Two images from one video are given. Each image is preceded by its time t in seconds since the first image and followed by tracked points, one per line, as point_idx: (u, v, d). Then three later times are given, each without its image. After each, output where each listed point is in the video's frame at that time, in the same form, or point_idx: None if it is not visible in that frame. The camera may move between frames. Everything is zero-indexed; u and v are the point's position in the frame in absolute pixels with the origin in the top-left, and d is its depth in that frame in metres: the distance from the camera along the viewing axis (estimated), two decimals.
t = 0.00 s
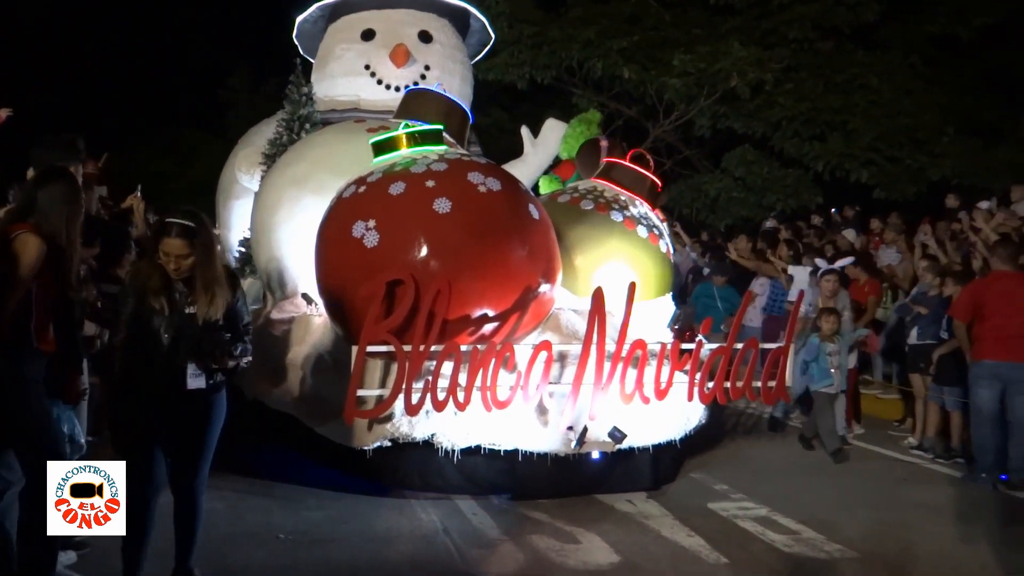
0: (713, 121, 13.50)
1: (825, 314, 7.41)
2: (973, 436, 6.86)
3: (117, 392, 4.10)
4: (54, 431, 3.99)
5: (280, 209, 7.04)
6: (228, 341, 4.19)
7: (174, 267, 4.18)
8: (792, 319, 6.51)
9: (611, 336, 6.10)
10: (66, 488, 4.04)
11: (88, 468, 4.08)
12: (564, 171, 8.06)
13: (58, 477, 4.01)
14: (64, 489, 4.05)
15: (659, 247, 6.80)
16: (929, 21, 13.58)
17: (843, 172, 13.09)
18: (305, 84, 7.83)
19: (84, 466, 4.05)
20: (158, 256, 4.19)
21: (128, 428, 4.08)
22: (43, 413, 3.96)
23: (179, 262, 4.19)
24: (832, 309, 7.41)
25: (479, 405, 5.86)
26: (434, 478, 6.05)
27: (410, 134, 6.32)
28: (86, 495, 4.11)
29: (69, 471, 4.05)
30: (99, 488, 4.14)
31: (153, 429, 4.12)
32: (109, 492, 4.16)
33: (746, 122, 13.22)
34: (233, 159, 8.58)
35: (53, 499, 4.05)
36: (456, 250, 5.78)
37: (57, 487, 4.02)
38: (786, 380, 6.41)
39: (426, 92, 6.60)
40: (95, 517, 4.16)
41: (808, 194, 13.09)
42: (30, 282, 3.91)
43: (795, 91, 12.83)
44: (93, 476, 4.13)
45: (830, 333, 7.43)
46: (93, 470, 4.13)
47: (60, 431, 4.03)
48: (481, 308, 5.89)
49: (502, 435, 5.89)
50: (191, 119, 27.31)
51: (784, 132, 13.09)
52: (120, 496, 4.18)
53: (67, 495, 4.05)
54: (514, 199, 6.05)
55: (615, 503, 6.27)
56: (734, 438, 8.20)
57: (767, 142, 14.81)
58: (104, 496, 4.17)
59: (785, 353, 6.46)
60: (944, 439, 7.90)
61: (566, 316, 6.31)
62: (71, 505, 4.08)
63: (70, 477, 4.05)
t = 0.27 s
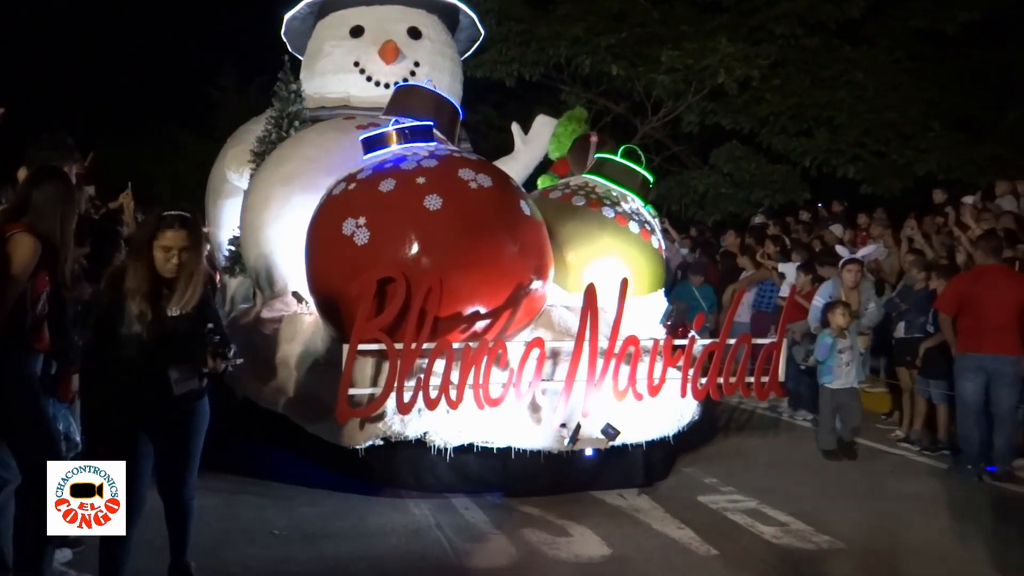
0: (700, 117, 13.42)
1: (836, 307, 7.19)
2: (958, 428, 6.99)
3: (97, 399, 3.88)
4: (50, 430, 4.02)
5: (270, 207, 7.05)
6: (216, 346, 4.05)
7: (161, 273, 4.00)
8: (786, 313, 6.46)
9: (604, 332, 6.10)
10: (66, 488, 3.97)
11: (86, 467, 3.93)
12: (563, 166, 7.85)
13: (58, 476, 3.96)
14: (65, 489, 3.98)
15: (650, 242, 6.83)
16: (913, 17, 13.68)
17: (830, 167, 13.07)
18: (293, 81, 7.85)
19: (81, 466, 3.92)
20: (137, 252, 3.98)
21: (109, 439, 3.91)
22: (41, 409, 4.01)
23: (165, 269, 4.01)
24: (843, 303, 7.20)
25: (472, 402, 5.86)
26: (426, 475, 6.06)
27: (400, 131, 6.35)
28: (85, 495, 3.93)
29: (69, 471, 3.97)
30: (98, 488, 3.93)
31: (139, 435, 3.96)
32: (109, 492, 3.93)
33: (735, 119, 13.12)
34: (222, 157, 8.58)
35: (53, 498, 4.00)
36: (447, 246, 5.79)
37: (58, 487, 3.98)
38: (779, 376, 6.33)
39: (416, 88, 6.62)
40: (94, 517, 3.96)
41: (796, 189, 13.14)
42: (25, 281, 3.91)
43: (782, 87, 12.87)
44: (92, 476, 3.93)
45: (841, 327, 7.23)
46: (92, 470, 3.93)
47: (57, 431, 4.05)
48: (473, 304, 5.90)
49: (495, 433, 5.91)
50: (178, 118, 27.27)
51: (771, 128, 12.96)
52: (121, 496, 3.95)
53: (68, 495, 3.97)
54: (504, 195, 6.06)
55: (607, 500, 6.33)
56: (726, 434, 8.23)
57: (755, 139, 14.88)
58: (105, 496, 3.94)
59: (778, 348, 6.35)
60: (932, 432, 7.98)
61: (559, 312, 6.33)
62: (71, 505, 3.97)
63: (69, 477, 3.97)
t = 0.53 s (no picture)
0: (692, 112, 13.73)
1: (857, 311, 7.01)
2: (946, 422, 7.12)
3: (93, 397, 3.85)
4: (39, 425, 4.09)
5: (262, 205, 7.05)
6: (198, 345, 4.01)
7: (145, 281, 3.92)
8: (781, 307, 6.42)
9: (597, 330, 6.15)
10: (66, 489, 3.94)
11: (86, 468, 3.90)
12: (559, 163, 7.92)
13: (58, 477, 3.93)
14: (64, 490, 3.95)
15: (643, 239, 6.85)
16: (901, 12, 13.72)
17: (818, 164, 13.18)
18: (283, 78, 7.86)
19: (82, 466, 3.89)
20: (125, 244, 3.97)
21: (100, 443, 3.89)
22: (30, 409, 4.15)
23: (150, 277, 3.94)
24: (864, 307, 7.03)
25: (465, 400, 5.82)
26: (420, 473, 6.05)
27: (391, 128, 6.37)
28: (86, 495, 3.93)
29: (69, 471, 3.94)
30: (98, 488, 3.92)
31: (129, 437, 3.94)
32: (109, 492, 3.92)
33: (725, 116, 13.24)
34: (213, 154, 8.58)
35: (53, 498, 3.99)
36: (440, 243, 5.80)
37: (58, 487, 3.95)
38: (772, 372, 6.34)
39: (408, 85, 6.65)
40: (95, 517, 3.97)
41: (785, 186, 13.20)
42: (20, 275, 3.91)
43: (772, 84, 12.89)
44: (92, 475, 3.93)
45: (862, 333, 7.06)
46: (92, 470, 3.92)
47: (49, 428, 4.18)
48: (465, 302, 5.90)
49: (489, 431, 5.88)
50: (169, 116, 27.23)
51: (762, 124, 13.14)
52: (121, 496, 3.95)
53: (68, 495, 3.95)
54: (496, 192, 6.08)
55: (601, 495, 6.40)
56: (715, 430, 8.30)
57: (746, 135, 14.94)
58: (105, 496, 3.94)
59: (771, 343, 6.34)
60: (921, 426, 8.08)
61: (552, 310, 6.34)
62: (71, 505, 3.95)
63: (69, 477, 3.95)
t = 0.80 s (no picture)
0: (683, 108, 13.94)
1: (880, 308, 6.70)
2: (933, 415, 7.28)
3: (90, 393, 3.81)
4: (37, 424, 4.09)
5: (253, 202, 7.04)
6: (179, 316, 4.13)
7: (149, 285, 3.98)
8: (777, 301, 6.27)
9: (591, 327, 6.18)
10: (66, 488, 3.95)
11: (86, 468, 3.88)
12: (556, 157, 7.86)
13: (58, 477, 3.94)
14: (64, 489, 3.97)
15: (638, 235, 6.86)
16: (892, 8, 13.69)
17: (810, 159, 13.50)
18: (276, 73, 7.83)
19: (81, 467, 3.87)
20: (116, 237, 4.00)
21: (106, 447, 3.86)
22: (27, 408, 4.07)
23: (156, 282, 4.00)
24: (887, 304, 6.71)
25: (458, 398, 5.78)
26: (414, 472, 6.08)
27: (384, 124, 6.36)
28: (85, 496, 3.90)
29: (69, 470, 3.94)
30: (98, 488, 3.89)
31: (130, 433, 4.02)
32: (109, 493, 3.88)
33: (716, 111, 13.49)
34: (206, 150, 8.56)
35: (53, 498, 4.00)
36: (432, 240, 5.78)
37: (57, 487, 3.96)
38: (768, 368, 6.22)
39: (401, 81, 6.64)
40: (95, 517, 3.96)
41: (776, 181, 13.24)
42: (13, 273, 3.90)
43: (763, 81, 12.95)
44: (93, 475, 3.89)
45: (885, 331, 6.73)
46: (92, 470, 3.89)
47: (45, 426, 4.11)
48: (458, 300, 5.89)
49: (483, 429, 5.84)
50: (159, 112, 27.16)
51: (753, 120, 13.37)
52: (121, 496, 3.92)
53: (67, 495, 3.95)
54: (489, 188, 6.07)
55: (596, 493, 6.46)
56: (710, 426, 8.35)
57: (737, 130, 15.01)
58: (104, 496, 3.92)
59: (767, 340, 6.23)
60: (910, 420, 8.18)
61: (545, 307, 6.36)
62: (71, 505, 3.95)
63: (69, 476, 3.95)
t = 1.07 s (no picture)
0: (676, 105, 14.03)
1: (899, 309, 6.56)
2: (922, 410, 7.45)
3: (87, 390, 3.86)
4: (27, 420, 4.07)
5: (243, 199, 7.03)
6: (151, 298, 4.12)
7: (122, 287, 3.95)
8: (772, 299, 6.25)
9: (585, 324, 6.21)
10: (66, 488, 3.95)
11: (86, 467, 3.91)
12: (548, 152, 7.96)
13: (57, 477, 3.94)
14: (64, 489, 3.97)
15: (631, 231, 6.88)
16: (884, 5, 13.70)
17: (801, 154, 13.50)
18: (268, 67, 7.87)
19: (81, 466, 3.89)
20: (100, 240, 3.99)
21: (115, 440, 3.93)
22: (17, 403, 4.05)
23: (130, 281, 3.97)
24: (906, 305, 6.57)
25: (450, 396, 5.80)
26: (405, 471, 6.11)
27: (375, 118, 6.34)
28: (85, 495, 3.90)
29: (69, 470, 3.95)
30: (98, 488, 3.90)
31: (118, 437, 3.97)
32: (109, 492, 3.91)
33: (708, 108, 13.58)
34: (197, 146, 8.53)
35: (53, 499, 4.00)
36: (424, 236, 5.77)
37: (57, 487, 3.96)
38: (762, 366, 6.22)
39: (394, 75, 6.63)
40: (95, 517, 3.95)
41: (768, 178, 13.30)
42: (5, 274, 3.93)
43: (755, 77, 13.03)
44: (92, 475, 3.92)
45: (904, 332, 6.57)
46: (92, 470, 3.92)
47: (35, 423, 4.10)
48: (450, 296, 5.88)
49: (474, 427, 5.88)
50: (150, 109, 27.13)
51: (745, 116, 13.52)
52: (121, 496, 3.94)
53: (68, 495, 3.96)
54: (481, 184, 6.05)
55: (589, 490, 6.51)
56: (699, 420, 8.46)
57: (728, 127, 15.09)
58: (104, 496, 3.92)
59: (761, 337, 6.24)
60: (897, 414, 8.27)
61: (538, 304, 6.37)
62: (71, 505, 3.94)
63: (69, 476, 3.96)
